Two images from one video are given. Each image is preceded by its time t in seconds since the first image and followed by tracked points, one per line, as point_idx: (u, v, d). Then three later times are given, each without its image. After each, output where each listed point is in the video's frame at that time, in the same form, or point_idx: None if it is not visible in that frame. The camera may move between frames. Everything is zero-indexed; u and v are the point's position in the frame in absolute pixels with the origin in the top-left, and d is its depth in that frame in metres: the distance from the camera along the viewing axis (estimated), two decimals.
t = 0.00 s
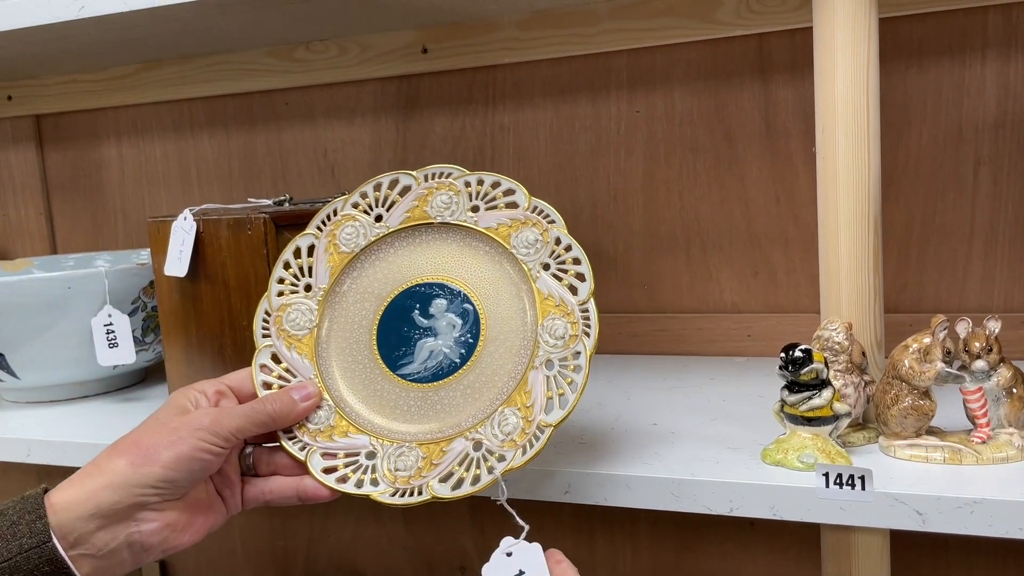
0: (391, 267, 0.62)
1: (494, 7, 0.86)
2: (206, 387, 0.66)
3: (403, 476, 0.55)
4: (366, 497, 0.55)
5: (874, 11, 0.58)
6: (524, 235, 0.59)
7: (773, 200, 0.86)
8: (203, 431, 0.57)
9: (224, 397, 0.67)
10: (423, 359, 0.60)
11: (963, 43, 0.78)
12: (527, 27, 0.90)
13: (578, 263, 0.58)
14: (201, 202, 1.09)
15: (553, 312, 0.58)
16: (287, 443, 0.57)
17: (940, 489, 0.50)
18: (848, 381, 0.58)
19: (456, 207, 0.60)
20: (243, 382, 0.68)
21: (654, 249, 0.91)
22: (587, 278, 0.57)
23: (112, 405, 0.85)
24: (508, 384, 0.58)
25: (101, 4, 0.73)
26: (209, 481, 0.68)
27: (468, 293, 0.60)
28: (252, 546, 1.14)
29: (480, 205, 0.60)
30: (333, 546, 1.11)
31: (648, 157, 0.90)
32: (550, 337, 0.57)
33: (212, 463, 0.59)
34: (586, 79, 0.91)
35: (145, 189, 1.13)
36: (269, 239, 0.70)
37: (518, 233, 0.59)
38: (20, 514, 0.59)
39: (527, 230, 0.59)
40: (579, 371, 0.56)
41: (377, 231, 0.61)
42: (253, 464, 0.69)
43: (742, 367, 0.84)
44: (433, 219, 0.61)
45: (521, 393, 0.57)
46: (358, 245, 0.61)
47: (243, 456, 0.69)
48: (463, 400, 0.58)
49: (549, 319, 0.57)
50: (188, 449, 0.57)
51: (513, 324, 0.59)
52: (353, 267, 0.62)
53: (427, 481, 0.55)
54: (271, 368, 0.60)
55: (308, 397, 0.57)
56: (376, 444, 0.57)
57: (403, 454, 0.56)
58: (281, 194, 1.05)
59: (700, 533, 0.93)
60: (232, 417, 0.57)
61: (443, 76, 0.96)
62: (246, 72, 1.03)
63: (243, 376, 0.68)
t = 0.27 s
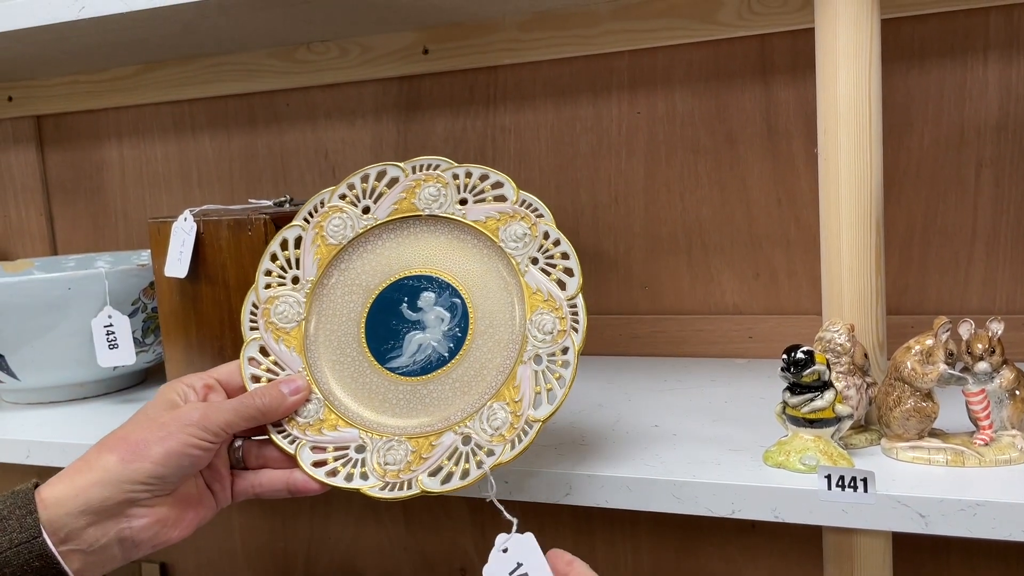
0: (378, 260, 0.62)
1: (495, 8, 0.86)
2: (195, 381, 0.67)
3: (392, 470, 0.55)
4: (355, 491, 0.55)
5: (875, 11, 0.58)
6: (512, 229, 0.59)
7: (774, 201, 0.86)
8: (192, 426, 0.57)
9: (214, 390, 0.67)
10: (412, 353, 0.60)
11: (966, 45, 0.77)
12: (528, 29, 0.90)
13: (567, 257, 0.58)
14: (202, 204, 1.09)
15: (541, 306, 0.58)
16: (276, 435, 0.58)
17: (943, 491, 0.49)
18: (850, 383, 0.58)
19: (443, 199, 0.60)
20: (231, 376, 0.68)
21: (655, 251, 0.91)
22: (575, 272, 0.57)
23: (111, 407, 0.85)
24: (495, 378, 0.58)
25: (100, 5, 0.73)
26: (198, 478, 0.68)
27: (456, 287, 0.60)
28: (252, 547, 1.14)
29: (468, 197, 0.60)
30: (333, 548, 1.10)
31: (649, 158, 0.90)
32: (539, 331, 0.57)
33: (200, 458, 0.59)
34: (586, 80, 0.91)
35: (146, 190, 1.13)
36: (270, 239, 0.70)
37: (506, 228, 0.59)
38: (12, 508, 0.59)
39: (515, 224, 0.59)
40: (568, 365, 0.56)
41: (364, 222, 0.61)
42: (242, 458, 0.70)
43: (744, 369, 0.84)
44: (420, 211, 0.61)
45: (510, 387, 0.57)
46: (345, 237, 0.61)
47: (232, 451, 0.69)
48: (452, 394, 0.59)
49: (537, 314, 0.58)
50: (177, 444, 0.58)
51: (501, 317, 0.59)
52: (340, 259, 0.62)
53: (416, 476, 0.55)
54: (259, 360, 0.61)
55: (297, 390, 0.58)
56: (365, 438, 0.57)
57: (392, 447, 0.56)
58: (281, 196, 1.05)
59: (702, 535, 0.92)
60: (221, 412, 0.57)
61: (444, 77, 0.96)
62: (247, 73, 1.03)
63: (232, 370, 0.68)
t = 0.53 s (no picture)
0: (409, 248, 0.61)
1: (496, 9, 0.86)
2: (234, 371, 0.66)
3: (429, 460, 0.57)
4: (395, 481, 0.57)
5: (878, 12, 0.58)
6: (543, 219, 0.59)
7: (775, 203, 0.86)
8: (236, 420, 0.57)
9: (252, 381, 0.67)
10: (445, 343, 0.60)
11: (966, 46, 0.77)
12: (529, 30, 0.90)
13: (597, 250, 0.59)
14: (202, 205, 1.09)
15: (572, 299, 0.59)
16: (316, 425, 0.59)
17: (944, 494, 0.49)
18: (851, 385, 0.57)
19: (473, 186, 0.59)
20: (269, 366, 0.67)
21: (656, 252, 0.91)
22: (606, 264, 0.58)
23: (112, 408, 0.84)
24: (528, 369, 0.60)
25: (101, 6, 0.73)
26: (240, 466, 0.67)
27: (487, 277, 0.61)
28: (253, 549, 1.14)
29: (498, 186, 0.60)
30: (333, 550, 1.10)
31: (650, 160, 0.90)
32: (570, 324, 0.58)
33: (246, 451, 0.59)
34: (588, 81, 0.91)
35: (146, 191, 1.13)
36: (270, 241, 0.69)
37: (536, 218, 0.59)
38: (65, 495, 0.58)
39: (545, 214, 0.59)
40: (599, 359, 0.58)
41: (394, 211, 0.60)
42: (282, 446, 0.69)
43: (744, 371, 0.84)
44: (450, 199, 0.60)
45: (543, 379, 0.59)
46: (375, 225, 0.60)
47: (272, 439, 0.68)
48: (485, 384, 0.60)
49: (569, 307, 0.58)
50: (223, 438, 0.58)
51: (531, 308, 0.60)
52: (370, 247, 0.61)
53: (453, 466, 0.57)
54: (295, 350, 0.60)
55: (334, 381, 0.58)
56: (402, 428, 0.58)
57: (429, 437, 0.58)
58: (282, 197, 1.05)
59: (702, 537, 0.92)
60: (264, 404, 0.57)
61: (445, 78, 0.96)
62: (247, 74, 1.03)
63: (270, 359, 0.67)
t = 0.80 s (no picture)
0: (415, 240, 0.62)
1: (496, 9, 0.86)
2: (245, 367, 0.65)
3: (439, 450, 0.59)
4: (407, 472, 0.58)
5: (879, 13, 0.58)
6: (545, 210, 0.59)
7: (776, 204, 0.86)
8: (251, 415, 0.57)
9: (263, 377, 0.66)
10: (451, 334, 0.61)
11: (968, 47, 0.77)
12: (529, 31, 0.90)
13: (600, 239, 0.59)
14: (201, 205, 1.09)
15: (577, 290, 0.59)
16: (327, 418, 0.59)
17: (946, 496, 0.49)
18: (854, 387, 0.57)
19: (476, 179, 0.59)
20: (280, 361, 0.66)
21: (657, 253, 0.91)
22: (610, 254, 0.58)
23: (111, 409, 0.84)
24: (534, 359, 0.60)
25: (100, 6, 0.73)
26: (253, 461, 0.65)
27: (493, 268, 0.61)
28: (252, 551, 1.14)
29: (500, 177, 0.59)
30: (333, 552, 1.10)
31: (651, 161, 0.89)
32: (575, 315, 0.59)
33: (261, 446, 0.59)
34: (588, 82, 0.91)
35: (145, 192, 1.12)
36: (269, 242, 0.69)
37: (539, 209, 0.59)
38: (86, 489, 0.57)
39: (548, 205, 0.59)
40: (604, 350, 0.59)
41: (397, 204, 0.60)
42: (293, 440, 0.66)
43: (744, 372, 0.84)
44: (453, 191, 0.60)
45: (548, 370, 0.59)
46: (380, 219, 0.60)
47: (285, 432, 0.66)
48: (492, 374, 0.61)
49: (573, 298, 0.59)
50: (239, 433, 0.57)
51: (537, 299, 0.61)
52: (376, 240, 0.61)
53: (462, 456, 0.58)
54: (304, 344, 0.60)
55: (344, 374, 0.58)
56: (411, 419, 0.59)
57: (438, 428, 0.59)
58: (281, 198, 1.05)
59: (703, 539, 0.92)
60: (276, 399, 0.57)
61: (445, 79, 0.96)
62: (247, 75, 1.02)
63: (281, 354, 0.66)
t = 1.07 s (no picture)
0: (425, 224, 0.61)
1: (496, 10, 0.86)
2: (256, 354, 0.64)
3: (449, 437, 0.58)
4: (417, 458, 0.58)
5: (880, 13, 0.58)
6: (555, 194, 0.59)
7: (776, 205, 0.86)
8: (261, 403, 0.56)
9: (273, 364, 0.65)
10: (461, 319, 0.61)
11: (968, 49, 0.77)
12: (529, 32, 0.90)
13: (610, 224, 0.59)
14: (200, 206, 1.09)
15: (586, 275, 0.59)
16: (337, 405, 0.59)
17: (947, 498, 0.49)
18: (854, 389, 0.57)
19: (484, 163, 0.59)
20: (289, 347, 0.65)
21: (657, 254, 0.91)
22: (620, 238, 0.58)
23: (109, 410, 0.84)
24: (543, 345, 0.60)
25: (99, 6, 0.73)
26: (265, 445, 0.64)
27: (503, 254, 0.61)
28: (251, 552, 1.13)
29: (508, 161, 0.59)
30: (332, 553, 1.09)
31: (650, 162, 0.89)
32: (585, 301, 0.58)
33: (271, 434, 0.59)
34: (588, 83, 0.90)
35: (144, 193, 1.12)
36: (268, 242, 0.69)
37: (549, 193, 0.59)
38: (100, 479, 0.56)
39: (557, 189, 0.59)
40: (614, 335, 0.58)
41: (405, 187, 0.60)
42: (304, 426, 0.65)
43: (745, 374, 0.84)
44: (461, 175, 0.60)
45: (558, 355, 0.59)
46: (387, 203, 0.60)
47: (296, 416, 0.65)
48: (502, 360, 0.61)
49: (583, 283, 0.58)
50: (249, 422, 0.57)
51: (547, 285, 0.61)
52: (384, 225, 0.61)
53: (472, 442, 0.58)
54: (314, 331, 0.60)
55: (353, 361, 0.58)
56: (421, 405, 0.59)
57: (448, 414, 0.59)
58: (280, 198, 1.05)
59: (703, 541, 0.92)
60: (285, 387, 0.56)
61: (444, 80, 0.96)
62: (246, 75, 1.02)
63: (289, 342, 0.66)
